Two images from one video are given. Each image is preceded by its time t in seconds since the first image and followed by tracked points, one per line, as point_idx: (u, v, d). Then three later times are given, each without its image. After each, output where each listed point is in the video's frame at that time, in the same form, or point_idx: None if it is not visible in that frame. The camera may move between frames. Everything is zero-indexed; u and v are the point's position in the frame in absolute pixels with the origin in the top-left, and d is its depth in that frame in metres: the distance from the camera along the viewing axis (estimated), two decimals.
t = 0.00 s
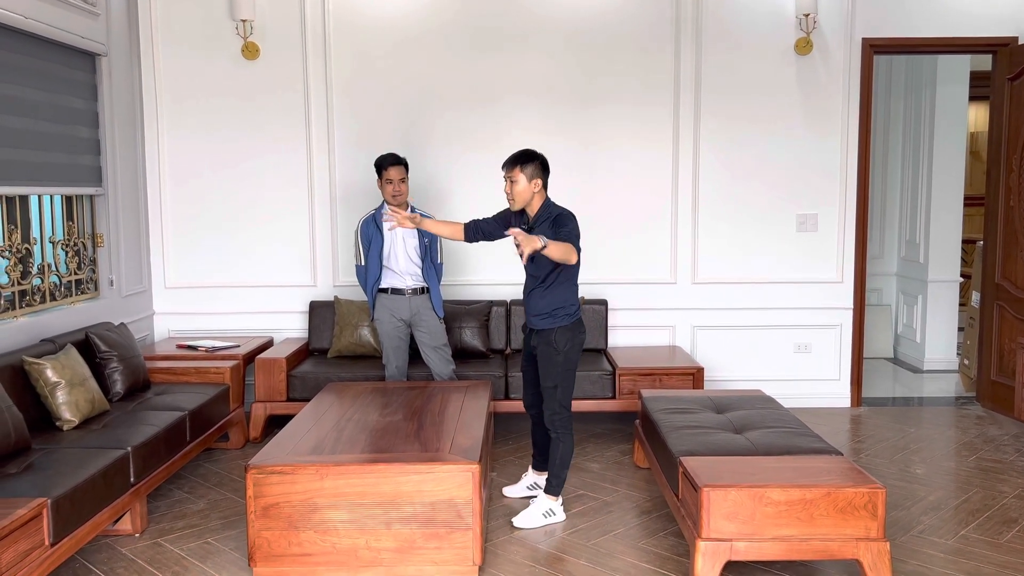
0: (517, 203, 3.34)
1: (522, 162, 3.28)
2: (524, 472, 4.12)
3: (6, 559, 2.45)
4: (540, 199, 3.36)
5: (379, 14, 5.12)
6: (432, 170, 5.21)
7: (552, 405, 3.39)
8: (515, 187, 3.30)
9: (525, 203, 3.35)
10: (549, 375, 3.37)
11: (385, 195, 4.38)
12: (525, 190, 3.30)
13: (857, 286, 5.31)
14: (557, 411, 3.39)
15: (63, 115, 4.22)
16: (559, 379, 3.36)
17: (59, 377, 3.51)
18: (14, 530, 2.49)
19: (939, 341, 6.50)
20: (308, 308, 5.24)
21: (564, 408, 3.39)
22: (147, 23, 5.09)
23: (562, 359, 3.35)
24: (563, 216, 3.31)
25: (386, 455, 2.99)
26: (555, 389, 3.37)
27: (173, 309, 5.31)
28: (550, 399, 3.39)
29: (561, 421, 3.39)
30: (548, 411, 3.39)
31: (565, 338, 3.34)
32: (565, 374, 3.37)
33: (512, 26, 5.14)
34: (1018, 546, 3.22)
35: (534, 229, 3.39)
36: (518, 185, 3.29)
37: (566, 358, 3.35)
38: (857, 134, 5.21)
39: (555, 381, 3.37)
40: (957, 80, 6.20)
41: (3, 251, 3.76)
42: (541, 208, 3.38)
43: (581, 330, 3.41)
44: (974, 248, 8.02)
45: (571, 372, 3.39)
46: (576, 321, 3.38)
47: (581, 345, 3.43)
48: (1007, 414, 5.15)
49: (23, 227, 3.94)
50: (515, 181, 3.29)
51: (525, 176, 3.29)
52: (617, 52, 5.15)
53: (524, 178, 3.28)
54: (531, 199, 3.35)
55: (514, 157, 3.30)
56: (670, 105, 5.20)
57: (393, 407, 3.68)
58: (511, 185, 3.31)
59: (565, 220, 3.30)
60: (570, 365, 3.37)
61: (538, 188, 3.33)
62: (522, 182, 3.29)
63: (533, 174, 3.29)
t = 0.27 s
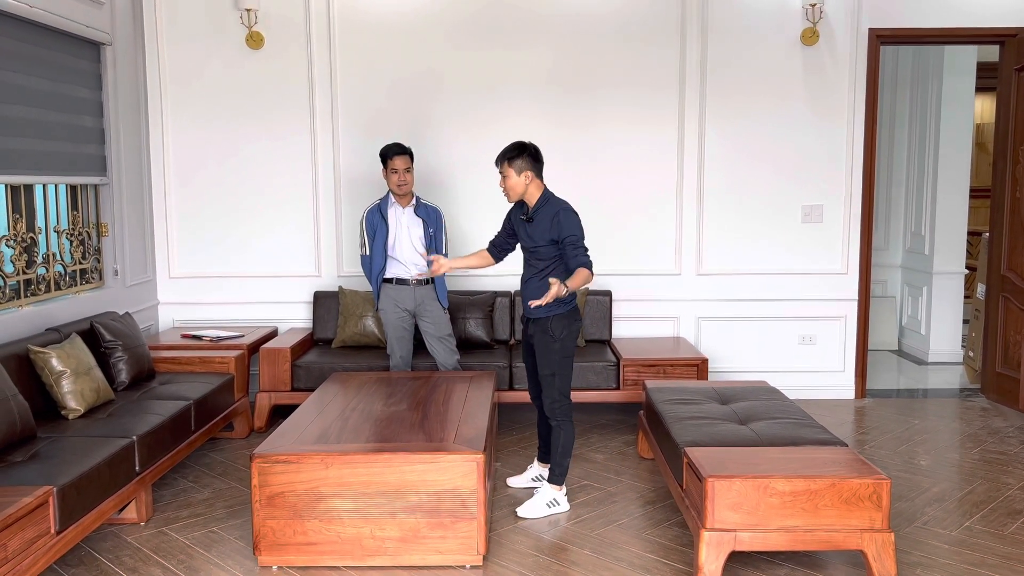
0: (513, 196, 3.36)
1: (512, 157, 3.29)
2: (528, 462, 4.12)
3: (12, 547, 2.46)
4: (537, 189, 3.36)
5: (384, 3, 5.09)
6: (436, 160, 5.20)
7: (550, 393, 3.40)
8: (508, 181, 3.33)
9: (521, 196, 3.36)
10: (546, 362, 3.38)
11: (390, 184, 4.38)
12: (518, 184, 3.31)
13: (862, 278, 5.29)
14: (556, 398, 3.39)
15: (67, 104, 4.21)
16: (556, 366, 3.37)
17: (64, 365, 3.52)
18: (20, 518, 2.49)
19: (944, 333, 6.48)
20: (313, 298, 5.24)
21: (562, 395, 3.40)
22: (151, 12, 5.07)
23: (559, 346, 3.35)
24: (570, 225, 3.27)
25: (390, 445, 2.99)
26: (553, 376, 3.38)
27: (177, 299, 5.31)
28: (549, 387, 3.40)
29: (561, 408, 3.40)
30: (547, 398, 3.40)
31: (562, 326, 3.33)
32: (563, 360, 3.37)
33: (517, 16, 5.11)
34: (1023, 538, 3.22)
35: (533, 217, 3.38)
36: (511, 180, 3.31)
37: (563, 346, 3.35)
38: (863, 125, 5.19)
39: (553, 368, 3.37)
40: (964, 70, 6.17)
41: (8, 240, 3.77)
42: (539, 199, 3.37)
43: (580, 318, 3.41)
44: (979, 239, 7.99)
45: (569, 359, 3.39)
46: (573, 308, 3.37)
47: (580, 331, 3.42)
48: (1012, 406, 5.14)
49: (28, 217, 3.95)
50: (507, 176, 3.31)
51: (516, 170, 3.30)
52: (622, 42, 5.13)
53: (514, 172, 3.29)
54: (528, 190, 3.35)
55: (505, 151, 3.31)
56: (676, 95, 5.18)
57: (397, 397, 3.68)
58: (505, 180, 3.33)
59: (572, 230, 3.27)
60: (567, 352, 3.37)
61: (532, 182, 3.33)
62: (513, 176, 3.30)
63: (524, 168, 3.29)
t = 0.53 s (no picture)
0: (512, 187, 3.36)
1: (509, 148, 3.30)
2: (530, 454, 4.13)
3: (15, 537, 2.47)
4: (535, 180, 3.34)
5: None
6: (438, 152, 5.19)
7: (542, 381, 3.41)
8: (506, 172, 3.34)
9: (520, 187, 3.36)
10: (540, 350, 3.40)
11: (394, 175, 4.38)
12: (515, 175, 3.32)
13: (865, 270, 5.29)
14: (546, 387, 3.40)
15: (69, 95, 4.20)
16: (549, 355, 3.38)
17: (67, 356, 3.52)
18: (23, 508, 2.50)
19: (947, 326, 6.48)
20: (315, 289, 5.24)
21: (553, 385, 3.40)
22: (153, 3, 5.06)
23: (553, 336, 3.36)
24: (566, 236, 3.27)
25: (392, 436, 2.99)
26: (545, 365, 3.39)
27: (180, 290, 5.31)
28: (541, 375, 3.41)
29: (551, 398, 3.41)
30: (538, 386, 3.41)
31: (557, 316, 3.34)
32: (556, 350, 3.37)
33: (520, 7, 5.09)
34: None
35: (532, 208, 3.38)
36: (509, 171, 3.32)
37: (558, 336, 3.35)
38: (866, 117, 5.17)
39: (546, 357, 3.38)
40: (967, 62, 6.14)
41: (10, 231, 3.76)
42: (537, 190, 3.35)
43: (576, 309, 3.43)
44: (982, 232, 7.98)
45: (563, 349, 3.39)
46: (570, 299, 3.38)
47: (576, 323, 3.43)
48: (1014, 399, 5.14)
49: (30, 207, 3.94)
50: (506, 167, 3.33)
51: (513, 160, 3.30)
52: (625, 33, 5.11)
53: (512, 163, 3.30)
54: (526, 181, 3.34)
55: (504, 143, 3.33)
56: (679, 86, 5.16)
57: (399, 388, 3.68)
58: (504, 171, 3.34)
59: (569, 241, 3.27)
60: (561, 342, 3.37)
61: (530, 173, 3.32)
62: (511, 167, 3.31)
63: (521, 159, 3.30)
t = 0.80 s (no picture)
0: (515, 184, 3.37)
1: (511, 145, 3.31)
2: (531, 448, 4.13)
3: (17, 530, 2.47)
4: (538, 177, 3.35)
5: None
6: (440, 146, 5.18)
7: (530, 374, 3.41)
8: (508, 168, 3.35)
9: (522, 183, 3.36)
10: (533, 343, 3.40)
11: (395, 171, 4.37)
12: (517, 171, 3.33)
13: (867, 265, 5.28)
14: (534, 381, 3.40)
15: (70, 89, 4.19)
16: (541, 348, 3.38)
17: (68, 350, 3.52)
18: (25, 501, 2.50)
19: (948, 321, 6.47)
20: (316, 284, 5.23)
21: (543, 379, 3.40)
22: None
23: (549, 330, 3.37)
24: (561, 229, 3.27)
25: (394, 430, 3.00)
26: (535, 358, 3.40)
27: (181, 284, 5.31)
28: (530, 368, 3.42)
29: (538, 391, 3.41)
30: (526, 379, 3.42)
31: (555, 312, 3.35)
32: (549, 344, 3.38)
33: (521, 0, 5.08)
34: None
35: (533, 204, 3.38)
36: (511, 167, 3.34)
37: (552, 331, 3.36)
38: (868, 112, 5.16)
39: (537, 350, 3.39)
40: (970, 56, 6.12)
41: (12, 225, 3.76)
42: (538, 186, 3.36)
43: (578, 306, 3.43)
44: (984, 226, 7.97)
45: (556, 344, 3.40)
46: (570, 299, 3.39)
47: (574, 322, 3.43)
48: (1015, 394, 5.14)
49: (31, 201, 3.94)
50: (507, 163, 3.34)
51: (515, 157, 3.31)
52: (626, 27, 5.10)
53: (513, 159, 3.31)
54: (528, 178, 3.35)
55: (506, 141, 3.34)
56: (681, 80, 5.14)
57: (400, 382, 3.68)
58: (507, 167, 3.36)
59: (564, 235, 3.26)
60: (556, 337, 3.37)
61: (531, 170, 3.33)
62: (513, 163, 3.32)
63: (523, 156, 3.30)
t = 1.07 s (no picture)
0: (519, 178, 3.36)
1: (520, 139, 3.30)
2: (532, 444, 4.13)
3: (19, 526, 2.47)
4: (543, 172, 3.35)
5: None
6: (441, 142, 5.17)
7: (533, 369, 3.41)
8: (514, 163, 3.34)
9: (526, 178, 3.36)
10: (535, 339, 3.40)
11: (395, 167, 4.37)
12: (523, 166, 3.32)
13: (868, 262, 5.27)
14: (536, 377, 3.40)
15: (71, 84, 4.18)
16: (543, 344, 3.38)
17: (70, 346, 3.52)
18: (27, 497, 2.50)
19: (950, 317, 6.47)
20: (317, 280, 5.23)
21: (545, 374, 3.39)
22: None
23: (550, 326, 3.36)
24: (561, 222, 3.26)
25: (395, 426, 2.99)
26: (538, 354, 3.39)
27: (182, 281, 5.31)
28: (533, 364, 3.41)
29: (542, 387, 3.41)
30: (528, 375, 3.41)
31: (555, 308, 3.35)
32: (551, 340, 3.38)
33: None
34: None
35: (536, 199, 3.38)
36: (517, 161, 3.33)
37: (554, 327, 3.36)
38: (870, 108, 5.14)
39: (540, 345, 3.39)
40: (972, 52, 6.11)
41: (13, 221, 3.76)
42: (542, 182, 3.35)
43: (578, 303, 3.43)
44: (986, 223, 7.96)
45: (558, 340, 3.39)
46: (571, 294, 3.39)
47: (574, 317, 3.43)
48: (1017, 390, 5.14)
49: (32, 197, 3.94)
50: (513, 157, 3.33)
51: (522, 152, 3.30)
52: (628, 22, 5.08)
53: (520, 154, 3.30)
54: (533, 173, 3.34)
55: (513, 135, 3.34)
56: (682, 76, 5.14)
57: (402, 379, 3.68)
58: (512, 161, 3.35)
59: (564, 228, 3.26)
60: (557, 333, 3.37)
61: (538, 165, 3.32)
62: (519, 158, 3.31)
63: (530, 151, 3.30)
